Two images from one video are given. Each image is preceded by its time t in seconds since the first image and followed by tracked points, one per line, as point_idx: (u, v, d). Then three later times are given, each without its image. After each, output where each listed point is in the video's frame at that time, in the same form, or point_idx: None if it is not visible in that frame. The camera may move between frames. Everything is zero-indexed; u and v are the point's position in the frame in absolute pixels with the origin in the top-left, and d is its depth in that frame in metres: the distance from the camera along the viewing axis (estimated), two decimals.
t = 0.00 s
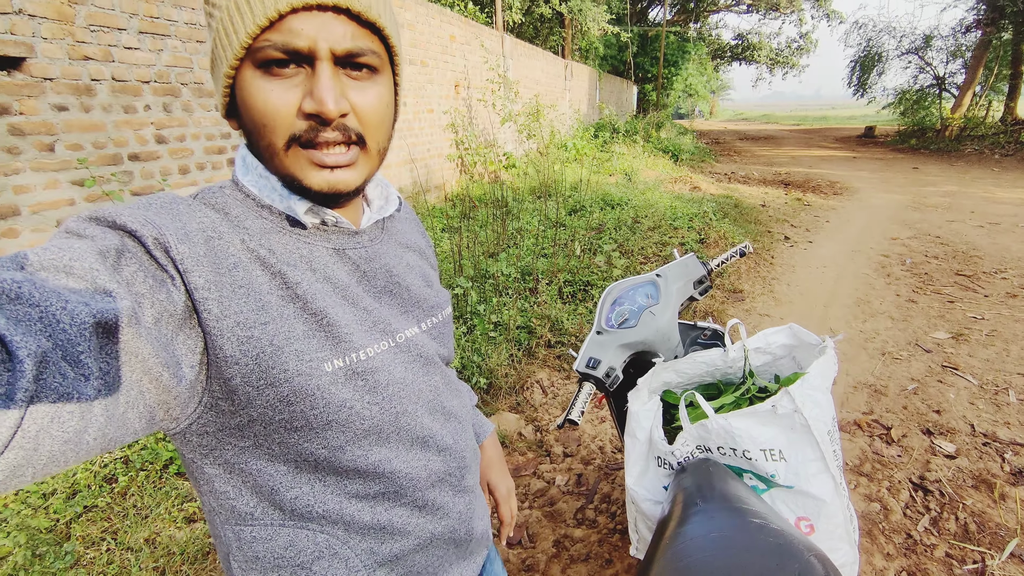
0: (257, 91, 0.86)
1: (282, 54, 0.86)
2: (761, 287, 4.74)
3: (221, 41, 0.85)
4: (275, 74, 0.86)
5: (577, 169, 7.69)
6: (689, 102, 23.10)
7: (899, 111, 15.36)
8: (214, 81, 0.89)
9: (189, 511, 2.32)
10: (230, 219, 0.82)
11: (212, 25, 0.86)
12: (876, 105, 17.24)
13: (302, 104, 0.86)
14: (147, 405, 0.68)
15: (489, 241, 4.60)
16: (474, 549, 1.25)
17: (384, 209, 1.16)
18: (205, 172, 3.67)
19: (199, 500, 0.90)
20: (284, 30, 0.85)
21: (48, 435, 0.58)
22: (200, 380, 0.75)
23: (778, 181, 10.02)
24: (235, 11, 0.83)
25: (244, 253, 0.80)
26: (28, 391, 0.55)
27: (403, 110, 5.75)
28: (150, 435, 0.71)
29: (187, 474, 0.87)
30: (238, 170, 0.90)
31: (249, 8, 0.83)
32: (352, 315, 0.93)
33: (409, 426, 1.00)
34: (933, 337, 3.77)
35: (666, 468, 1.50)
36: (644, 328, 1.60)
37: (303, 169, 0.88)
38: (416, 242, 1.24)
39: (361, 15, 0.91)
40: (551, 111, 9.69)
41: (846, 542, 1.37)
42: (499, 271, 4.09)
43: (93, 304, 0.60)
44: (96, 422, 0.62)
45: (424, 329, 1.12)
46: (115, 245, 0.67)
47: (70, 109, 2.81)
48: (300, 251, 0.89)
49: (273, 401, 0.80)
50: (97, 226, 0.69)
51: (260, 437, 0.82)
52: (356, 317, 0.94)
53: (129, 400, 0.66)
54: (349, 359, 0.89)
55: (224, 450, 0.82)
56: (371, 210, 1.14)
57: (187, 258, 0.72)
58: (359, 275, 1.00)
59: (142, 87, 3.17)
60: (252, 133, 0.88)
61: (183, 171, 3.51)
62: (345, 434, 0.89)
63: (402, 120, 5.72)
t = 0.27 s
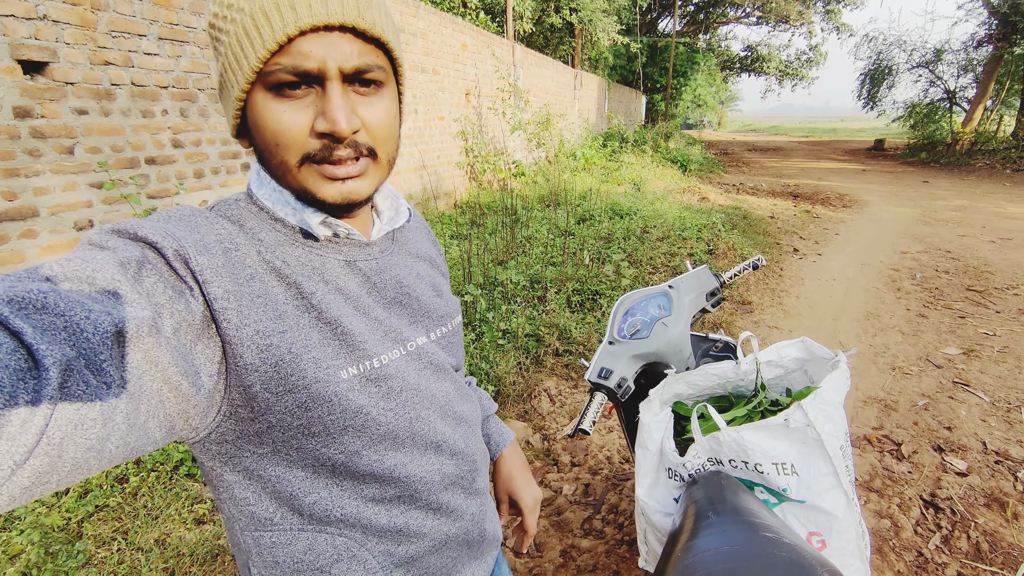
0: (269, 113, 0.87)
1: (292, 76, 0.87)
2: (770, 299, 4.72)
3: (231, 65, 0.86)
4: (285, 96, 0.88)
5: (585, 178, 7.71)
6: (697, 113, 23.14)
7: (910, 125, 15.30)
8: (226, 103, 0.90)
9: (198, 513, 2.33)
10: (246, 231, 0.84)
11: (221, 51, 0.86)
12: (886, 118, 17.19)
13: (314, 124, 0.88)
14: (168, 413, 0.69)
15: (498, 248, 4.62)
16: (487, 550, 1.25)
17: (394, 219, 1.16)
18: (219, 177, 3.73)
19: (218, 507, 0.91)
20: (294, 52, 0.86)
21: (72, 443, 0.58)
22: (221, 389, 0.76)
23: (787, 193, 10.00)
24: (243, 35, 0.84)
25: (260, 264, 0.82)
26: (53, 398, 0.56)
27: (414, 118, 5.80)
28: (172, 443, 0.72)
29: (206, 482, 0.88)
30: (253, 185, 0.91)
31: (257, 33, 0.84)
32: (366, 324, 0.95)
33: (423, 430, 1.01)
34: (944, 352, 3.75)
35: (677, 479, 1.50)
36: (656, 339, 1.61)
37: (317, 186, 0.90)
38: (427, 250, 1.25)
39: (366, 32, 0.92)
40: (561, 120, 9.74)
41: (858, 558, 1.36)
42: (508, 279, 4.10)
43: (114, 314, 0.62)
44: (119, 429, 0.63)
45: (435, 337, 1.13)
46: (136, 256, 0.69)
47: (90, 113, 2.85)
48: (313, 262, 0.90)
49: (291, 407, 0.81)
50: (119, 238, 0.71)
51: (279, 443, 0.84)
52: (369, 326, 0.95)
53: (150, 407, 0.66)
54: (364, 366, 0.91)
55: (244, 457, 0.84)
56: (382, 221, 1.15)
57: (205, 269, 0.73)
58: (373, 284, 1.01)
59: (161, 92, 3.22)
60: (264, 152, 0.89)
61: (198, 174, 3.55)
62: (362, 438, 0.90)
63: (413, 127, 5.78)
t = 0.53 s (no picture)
0: (284, 119, 0.88)
1: (307, 82, 0.88)
2: (778, 309, 4.70)
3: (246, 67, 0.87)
4: (299, 102, 0.89)
5: (593, 185, 7.71)
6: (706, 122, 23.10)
7: (921, 135, 15.17)
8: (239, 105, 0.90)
9: (203, 513, 2.34)
10: (255, 235, 0.85)
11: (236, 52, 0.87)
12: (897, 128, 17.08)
13: (326, 129, 0.89)
14: (176, 415, 0.70)
15: (505, 254, 4.63)
16: (488, 558, 1.24)
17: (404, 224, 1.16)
18: (230, 179, 3.76)
19: (222, 508, 0.91)
20: (310, 59, 0.87)
21: (80, 443, 0.59)
22: (226, 392, 0.76)
23: (796, 203, 9.94)
24: (259, 39, 0.85)
25: (269, 267, 0.83)
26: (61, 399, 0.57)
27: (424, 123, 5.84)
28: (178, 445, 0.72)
29: (210, 484, 0.89)
30: (264, 188, 0.92)
31: (274, 38, 0.85)
32: (373, 328, 0.95)
33: (426, 436, 1.01)
34: (955, 366, 3.70)
35: (684, 490, 1.49)
36: (664, 348, 1.61)
37: (327, 192, 0.91)
38: (437, 255, 1.24)
39: (381, 39, 0.93)
40: (570, 127, 9.76)
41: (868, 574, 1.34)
42: (514, 285, 4.10)
43: (124, 316, 0.62)
44: (125, 431, 0.63)
45: (441, 342, 1.12)
46: (146, 258, 0.70)
47: (105, 114, 2.89)
48: (322, 265, 0.90)
49: (295, 412, 0.82)
50: (131, 241, 0.72)
51: (282, 448, 0.84)
52: (375, 330, 0.95)
53: (156, 409, 0.66)
54: (369, 371, 0.91)
55: (247, 461, 0.84)
56: (392, 225, 1.14)
57: (214, 273, 0.74)
58: (381, 288, 1.01)
59: (174, 95, 3.27)
60: (276, 156, 0.90)
61: (209, 176, 3.59)
62: (365, 444, 0.90)
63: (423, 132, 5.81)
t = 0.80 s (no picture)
0: (303, 126, 0.88)
1: (330, 92, 0.88)
2: (792, 320, 4.63)
3: (267, 73, 0.86)
4: (321, 110, 0.89)
5: (605, 192, 7.70)
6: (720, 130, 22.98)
7: (940, 146, 14.94)
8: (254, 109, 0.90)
9: (211, 516, 2.34)
10: (256, 235, 0.84)
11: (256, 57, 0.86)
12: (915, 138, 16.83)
13: (348, 141, 0.89)
14: (177, 417, 0.70)
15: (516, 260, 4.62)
16: (492, 569, 1.22)
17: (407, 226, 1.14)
18: (244, 183, 3.81)
19: (223, 515, 0.91)
20: (336, 70, 0.87)
21: (79, 446, 0.59)
22: (226, 395, 0.76)
23: (810, 212, 9.83)
24: (284, 48, 0.85)
25: (270, 268, 0.83)
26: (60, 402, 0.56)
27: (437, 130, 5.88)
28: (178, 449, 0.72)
29: (211, 489, 0.89)
30: (266, 189, 0.92)
31: (301, 49, 0.85)
32: (376, 331, 0.94)
33: (429, 444, 0.99)
34: (975, 381, 3.61)
35: (695, 504, 1.46)
36: (676, 358, 1.58)
37: (339, 200, 0.91)
38: (442, 256, 1.23)
39: (406, 57, 0.94)
40: (582, 135, 9.76)
41: None
42: (525, 292, 4.09)
43: (124, 318, 0.62)
44: (125, 433, 0.63)
45: (446, 346, 1.11)
46: (146, 260, 0.69)
47: (124, 118, 2.95)
48: (325, 266, 0.90)
49: (295, 417, 0.81)
50: (131, 242, 0.72)
51: (282, 453, 0.84)
52: (379, 334, 0.95)
53: (156, 412, 0.66)
54: (371, 375, 0.91)
55: (248, 466, 0.84)
56: (393, 225, 1.11)
57: (214, 274, 0.74)
58: (386, 291, 1.00)
59: (192, 100, 3.32)
60: (289, 161, 0.89)
61: (224, 180, 3.64)
62: (366, 451, 0.89)
63: (436, 138, 5.85)
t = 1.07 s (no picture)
0: (305, 121, 0.88)
1: (333, 86, 0.88)
2: (804, 327, 4.56)
3: (268, 67, 0.85)
4: (323, 105, 0.89)
5: (615, 197, 7.67)
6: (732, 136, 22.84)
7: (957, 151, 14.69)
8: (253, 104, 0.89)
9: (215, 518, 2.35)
10: (242, 229, 0.84)
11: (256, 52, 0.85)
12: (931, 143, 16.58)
13: (351, 137, 0.89)
14: (156, 415, 0.70)
15: (524, 265, 4.61)
16: None
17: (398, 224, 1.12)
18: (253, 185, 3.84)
19: (208, 518, 0.91)
20: (339, 65, 0.87)
21: (55, 445, 0.58)
22: (208, 395, 0.76)
23: (824, 218, 9.71)
24: (286, 42, 0.84)
25: (256, 264, 0.82)
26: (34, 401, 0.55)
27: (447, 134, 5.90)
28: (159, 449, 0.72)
29: (196, 491, 0.88)
30: (256, 185, 0.92)
31: (304, 43, 0.84)
32: (364, 332, 0.93)
33: (418, 448, 0.98)
34: (993, 390, 3.52)
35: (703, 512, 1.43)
36: (683, 364, 1.56)
37: (341, 196, 0.91)
38: (436, 255, 1.22)
39: (407, 52, 0.94)
40: (592, 139, 9.74)
41: None
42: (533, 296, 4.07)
43: (103, 313, 0.61)
44: (104, 432, 0.63)
45: (439, 348, 1.09)
46: (128, 254, 0.69)
47: (136, 121, 2.99)
48: (313, 262, 0.89)
49: (278, 419, 0.80)
50: (114, 236, 0.71)
51: (266, 457, 0.83)
52: (367, 334, 0.93)
53: (134, 409, 0.66)
54: (357, 375, 0.90)
55: (231, 469, 0.83)
56: (386, 227, 1.09)
57: (198, 268, 0.74)
58: (376, 291, 0.99)
59: (202, 103, 3.36)
60: (289, 158, 0.89)
61: (233, 182, 3.67)
62: (352, 456, 0.88)
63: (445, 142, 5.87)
